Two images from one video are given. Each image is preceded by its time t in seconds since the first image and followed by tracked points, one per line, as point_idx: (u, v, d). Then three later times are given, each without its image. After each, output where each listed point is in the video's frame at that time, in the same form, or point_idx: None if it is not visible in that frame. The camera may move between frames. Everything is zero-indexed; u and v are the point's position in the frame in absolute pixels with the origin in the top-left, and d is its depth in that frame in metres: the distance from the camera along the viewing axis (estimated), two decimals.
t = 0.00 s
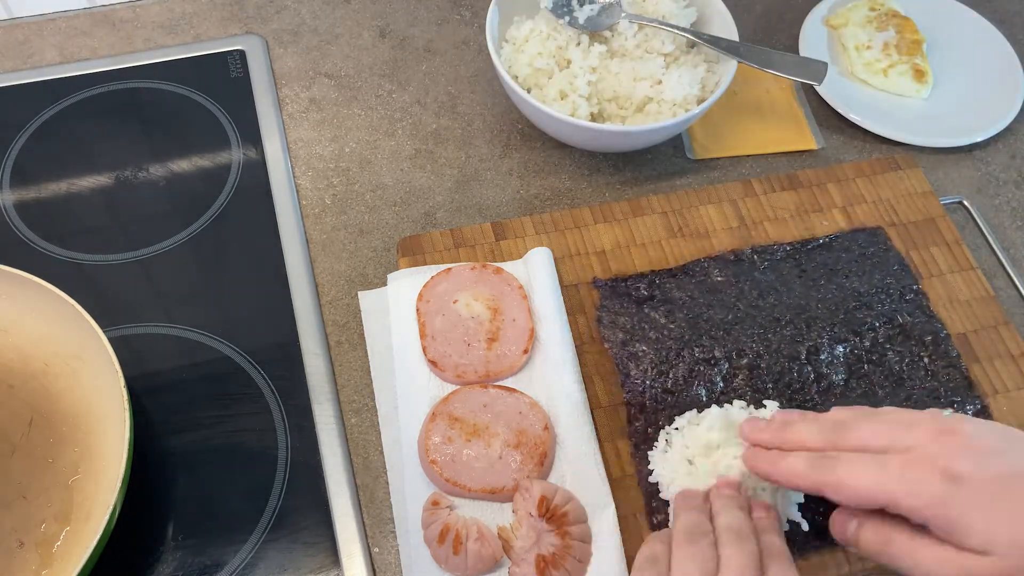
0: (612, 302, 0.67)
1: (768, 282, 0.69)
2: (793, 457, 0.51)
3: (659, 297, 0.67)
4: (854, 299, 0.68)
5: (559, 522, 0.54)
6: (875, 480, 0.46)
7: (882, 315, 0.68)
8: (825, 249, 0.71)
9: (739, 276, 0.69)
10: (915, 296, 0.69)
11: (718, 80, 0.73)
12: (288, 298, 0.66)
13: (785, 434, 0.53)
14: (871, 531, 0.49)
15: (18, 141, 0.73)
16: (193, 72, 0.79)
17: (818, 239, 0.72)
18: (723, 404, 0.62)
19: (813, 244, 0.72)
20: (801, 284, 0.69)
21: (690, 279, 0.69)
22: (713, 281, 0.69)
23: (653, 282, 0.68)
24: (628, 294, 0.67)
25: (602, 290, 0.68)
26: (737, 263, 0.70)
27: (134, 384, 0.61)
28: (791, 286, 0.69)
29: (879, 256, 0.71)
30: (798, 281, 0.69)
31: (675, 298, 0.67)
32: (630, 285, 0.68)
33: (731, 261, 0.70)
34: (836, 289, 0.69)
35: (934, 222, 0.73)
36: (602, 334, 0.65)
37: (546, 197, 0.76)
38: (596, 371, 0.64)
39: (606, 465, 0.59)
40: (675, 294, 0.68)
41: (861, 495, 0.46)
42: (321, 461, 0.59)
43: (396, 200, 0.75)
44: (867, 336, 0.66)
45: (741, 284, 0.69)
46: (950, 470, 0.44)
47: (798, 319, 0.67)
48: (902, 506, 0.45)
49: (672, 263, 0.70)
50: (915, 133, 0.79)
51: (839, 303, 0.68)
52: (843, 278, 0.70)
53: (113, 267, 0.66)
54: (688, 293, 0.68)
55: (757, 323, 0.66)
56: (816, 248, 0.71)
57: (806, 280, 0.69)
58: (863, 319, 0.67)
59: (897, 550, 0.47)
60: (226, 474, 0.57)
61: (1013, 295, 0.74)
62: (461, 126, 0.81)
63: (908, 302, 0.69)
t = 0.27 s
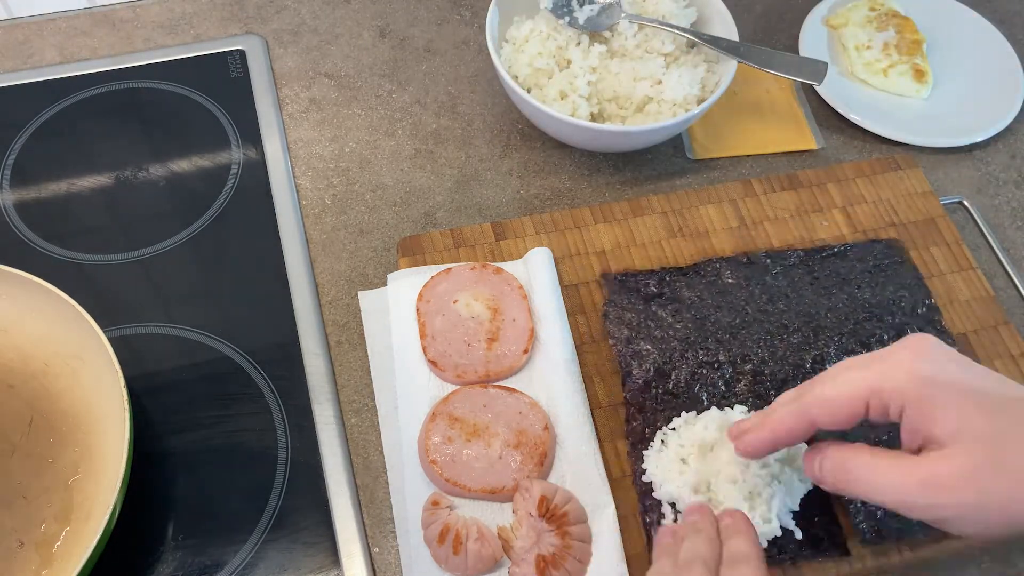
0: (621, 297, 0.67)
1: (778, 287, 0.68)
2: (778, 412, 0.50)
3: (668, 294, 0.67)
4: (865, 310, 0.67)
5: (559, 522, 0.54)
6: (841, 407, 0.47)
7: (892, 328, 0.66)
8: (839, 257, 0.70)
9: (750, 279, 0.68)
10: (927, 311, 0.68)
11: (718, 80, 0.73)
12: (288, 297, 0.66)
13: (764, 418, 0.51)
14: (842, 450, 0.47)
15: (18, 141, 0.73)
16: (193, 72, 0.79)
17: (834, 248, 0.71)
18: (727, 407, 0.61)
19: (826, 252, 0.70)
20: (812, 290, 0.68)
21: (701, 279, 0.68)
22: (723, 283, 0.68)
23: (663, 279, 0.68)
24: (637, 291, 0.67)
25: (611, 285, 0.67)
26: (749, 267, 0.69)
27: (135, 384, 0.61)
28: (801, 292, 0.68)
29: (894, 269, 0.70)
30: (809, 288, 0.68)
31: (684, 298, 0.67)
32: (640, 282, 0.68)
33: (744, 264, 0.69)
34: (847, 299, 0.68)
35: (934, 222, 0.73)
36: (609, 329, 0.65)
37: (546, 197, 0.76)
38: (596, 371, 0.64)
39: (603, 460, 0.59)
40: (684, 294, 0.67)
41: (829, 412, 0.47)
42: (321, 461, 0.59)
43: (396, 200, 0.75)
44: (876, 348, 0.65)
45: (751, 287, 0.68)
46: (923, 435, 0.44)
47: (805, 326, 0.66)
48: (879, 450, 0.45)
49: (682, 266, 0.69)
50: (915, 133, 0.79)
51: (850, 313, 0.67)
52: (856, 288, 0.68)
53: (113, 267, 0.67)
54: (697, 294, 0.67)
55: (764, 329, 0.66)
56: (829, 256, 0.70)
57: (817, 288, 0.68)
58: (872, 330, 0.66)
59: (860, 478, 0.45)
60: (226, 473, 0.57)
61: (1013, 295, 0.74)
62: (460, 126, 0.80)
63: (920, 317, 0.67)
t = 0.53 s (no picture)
0: (649, 289, 0.67)
1: (810, 298, 0.68)
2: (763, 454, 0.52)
3: (697, 292, 0.67)
4: (895, 330, 0.66)
5: (559, 522, 0.54)
6: (836, 500, 0.46)
7: (921, 351, 0.65)
8: (879, 278, 0.69)
9: (783, 287, 0.68)
10: (961, 340, 0.66)
11: (718, 79, 0.73)
12: (288, 297, 0.66)
13: (747, 459, 0.53)
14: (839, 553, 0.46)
15: (18, 141, 0.73)
16: (192, 72, 0.79)
17: (875, 267, 0.70)
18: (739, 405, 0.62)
19: (866, 270, 0.70)
20: (845, 305, 0.67)
21: (733, 281, 0.68)
22: (755, 288, 0.68)
23: (695, 278, 0.68)
24: (666, 286, 0.67)
25: (641, 276, 0.68)
26: (784, 275, 0.69)
27: (134, 384, 0.61)
28: (834, 304, 0.67)
29: (934, 294, 0.69)
30: (841, 300, 0.68)
31: (713, 298, 0.67)
32: (669, 277, 0.68)
33: (778, 272, 0.69)
34: (880, 318, 0.67)
35: (934, 222, 0.73)
36: (632, 320, 0.66)
37: (546, 197, 0.76)
38: (596, 371, 0.64)
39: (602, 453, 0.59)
40: (714, 293, 0.67)
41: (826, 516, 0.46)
42: (321, 461, 0.59)
43: (396, 200, 0.75)
44: (903, 368, 0.64)
45: (783, 295, 0.68)
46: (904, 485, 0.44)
47: (832, 338, 0.65)
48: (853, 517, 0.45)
49: (717, 267, 0.70)
50: (915, 133, 0.79)
51: (880, 331, 0.66)
52: (891, 309, 0.67)
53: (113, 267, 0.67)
54: (727, 295, 0.67)
55: (790, 335, 0.65)
56: (868, 275, 0.69)
57: (852, 304, 0.67)
58: (901, 350, 0.65)
59: None
60: (226, 473, 0.57)
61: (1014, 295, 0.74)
62: (461, 126, 0.80)
63: (953, 344, 0.66)
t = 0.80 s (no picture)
0: (649, 291, 0.67)
1: (808, 286, 0.68)
2: (779, 404, 0.46)
3: (696, 290, 0.68)
4: (893, 311, 0.67)
5: (559, 522, 0.54)
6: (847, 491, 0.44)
7: (920, 330, 0.66)
8: (868, 259, 0.71)
9: (777, 275, 0.69)
10: (956, 314, 0.68)
11: (718, 79, 0.73)
12: (288, 296, 0.66)
13: (766, 406, 0.46)
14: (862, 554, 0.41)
15: (18, 141, 0.73)
16: (193, 72, 0.79)
17: (864, 249, 0.71)
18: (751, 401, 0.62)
19: (855, 253, 0.71)
20: (842, 292, 0.68)
21: (731, 275, 0.69)
22: (752, 280, 0.69)
23: (692, 275, 0.69)
24: (666, 285, 0.68)
25: (640, 279, 0.68)
26: (779, 264, 0.70)
27: (134, 384, 0.61)
28: (831, 292, 0.68)
29: (926, 271, 0.70)
30: (840, 288, 0.68)
31: (713, 294, 0.68)
32: (668, 275, 0.68)
33: (773, 261, 0.70)
34: (877, 301, 0.68)
35: (934, 222, 0.73)
36: (637, 321, 0.66)
37: (546, 197, 0.76)
38: (596, 371, 0.64)
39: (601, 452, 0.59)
40: (713, 289, 0.68)
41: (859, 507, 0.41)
42: (321, 461, 0.59)
43: (396, 200, 0.75)
44: (904, 348, 0.65)
45: (781, 285, 0.68)
46: (940, 475, 0.40)
47: (833, 325, 0.66)
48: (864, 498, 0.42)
49: (715, 263, 0.70)
50: (915, 134, 0.79)
51: (879, 313, 0.67)
52: (885, 290, 0.69)
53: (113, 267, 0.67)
54: (726, 290, 0.68)
55: (793, 324, 0.66)
56: (857, 257, 0.71)
57: (848, 290, 0.68)
58: (901, 331, 0.66)
59: None
60: (226, 473, 0.57)
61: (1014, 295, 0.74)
62: (461, 126, 0.81)
63: (948, 320, 0.67)
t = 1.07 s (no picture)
0: (648, 287, 0.68)
1: (805, 288, 0.69)
2: (849, 397, 0.52)
3: (694, 287, 0.68)
4: (889, 315, 0.67)
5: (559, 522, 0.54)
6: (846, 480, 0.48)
7: (915, 335, 0.67)
8: (866, 261, 0.71)
9: (777, 275, 0.69)
10: (951, 320, 0.68)
11: (718, 79, 0.73)
12: (288, 296, 0.66)
13: (836, 400, 0.53)
14: (901, 559, 0.45)
15: (18, 141, 0.73)
16: (193, 72, 0.79)
17: (862, 251, 0.71)
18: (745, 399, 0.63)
19: (853, 255, 0.71)
20: (837, 293, 0.68)
21: (728, 273, 0.69)
22: (749, 279, 0.69)
23: (691, 271, 0.69)
24: (664, 282, 0.68)
25: (637, 272, 0.69)
26: (777, 264, 0.70)
27: (134, 384, 0.61)
28: (827, 293, 0.68)
29: (921, 276, 0.70)
30: (837, 290, 0.69)
31: (710, 293, 0.68)
32: (666, 273, 0.69)
33: (771, 261, 0.70)
34: (873, 304, 0.68)
35: (934, 222, 0.73)
36: (634, 317, 0.66)
37: (546, 197, 0.76)
38: (596, 371, 0.64)
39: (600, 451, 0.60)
40: (711, 288, 0.68)
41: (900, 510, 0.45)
42: (321, 461, 0.59)
43: (396, 200, 0.75)
44: (898, 353, 0.66)
45: (778, 285, 0.69)
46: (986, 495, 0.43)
47: (830, 326, 0.66)
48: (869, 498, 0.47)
49: (712, 260, 0.70)
50: (916, 134, 0.79)
51: (874, 318, 0.67)
52: (882, 294, 0.69)
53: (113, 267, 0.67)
54: (723, 289, 0.68)
55: (789, 325, 0.66)
56: (855, 259, 0.70)
57: (844, 291, 0.69)
58: (896, 336, 0.66)
59: None
60: (227, 473, 0.57)
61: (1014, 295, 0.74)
62: (461, 126, 0.81)
63: (943, 326, 0.67)
